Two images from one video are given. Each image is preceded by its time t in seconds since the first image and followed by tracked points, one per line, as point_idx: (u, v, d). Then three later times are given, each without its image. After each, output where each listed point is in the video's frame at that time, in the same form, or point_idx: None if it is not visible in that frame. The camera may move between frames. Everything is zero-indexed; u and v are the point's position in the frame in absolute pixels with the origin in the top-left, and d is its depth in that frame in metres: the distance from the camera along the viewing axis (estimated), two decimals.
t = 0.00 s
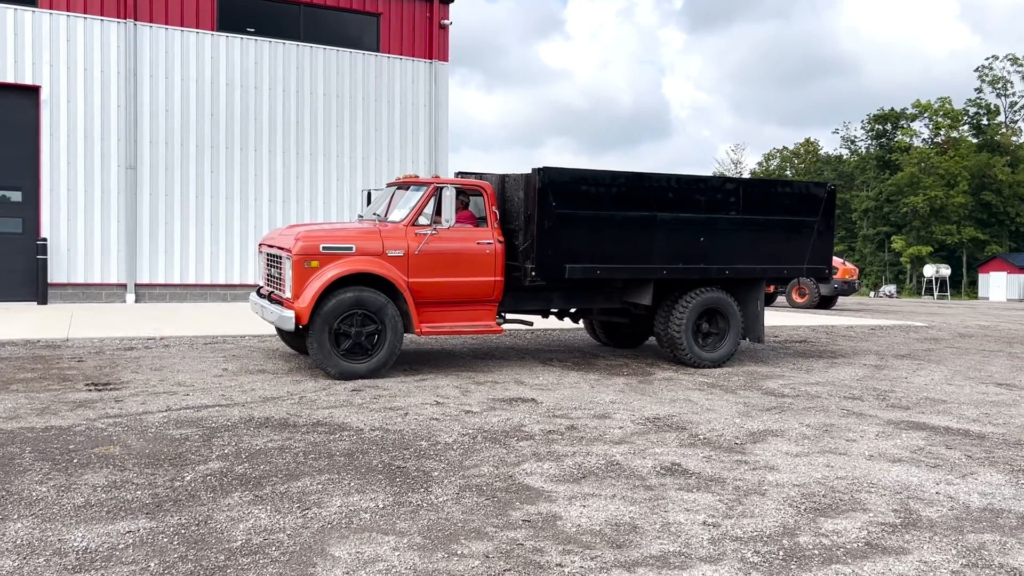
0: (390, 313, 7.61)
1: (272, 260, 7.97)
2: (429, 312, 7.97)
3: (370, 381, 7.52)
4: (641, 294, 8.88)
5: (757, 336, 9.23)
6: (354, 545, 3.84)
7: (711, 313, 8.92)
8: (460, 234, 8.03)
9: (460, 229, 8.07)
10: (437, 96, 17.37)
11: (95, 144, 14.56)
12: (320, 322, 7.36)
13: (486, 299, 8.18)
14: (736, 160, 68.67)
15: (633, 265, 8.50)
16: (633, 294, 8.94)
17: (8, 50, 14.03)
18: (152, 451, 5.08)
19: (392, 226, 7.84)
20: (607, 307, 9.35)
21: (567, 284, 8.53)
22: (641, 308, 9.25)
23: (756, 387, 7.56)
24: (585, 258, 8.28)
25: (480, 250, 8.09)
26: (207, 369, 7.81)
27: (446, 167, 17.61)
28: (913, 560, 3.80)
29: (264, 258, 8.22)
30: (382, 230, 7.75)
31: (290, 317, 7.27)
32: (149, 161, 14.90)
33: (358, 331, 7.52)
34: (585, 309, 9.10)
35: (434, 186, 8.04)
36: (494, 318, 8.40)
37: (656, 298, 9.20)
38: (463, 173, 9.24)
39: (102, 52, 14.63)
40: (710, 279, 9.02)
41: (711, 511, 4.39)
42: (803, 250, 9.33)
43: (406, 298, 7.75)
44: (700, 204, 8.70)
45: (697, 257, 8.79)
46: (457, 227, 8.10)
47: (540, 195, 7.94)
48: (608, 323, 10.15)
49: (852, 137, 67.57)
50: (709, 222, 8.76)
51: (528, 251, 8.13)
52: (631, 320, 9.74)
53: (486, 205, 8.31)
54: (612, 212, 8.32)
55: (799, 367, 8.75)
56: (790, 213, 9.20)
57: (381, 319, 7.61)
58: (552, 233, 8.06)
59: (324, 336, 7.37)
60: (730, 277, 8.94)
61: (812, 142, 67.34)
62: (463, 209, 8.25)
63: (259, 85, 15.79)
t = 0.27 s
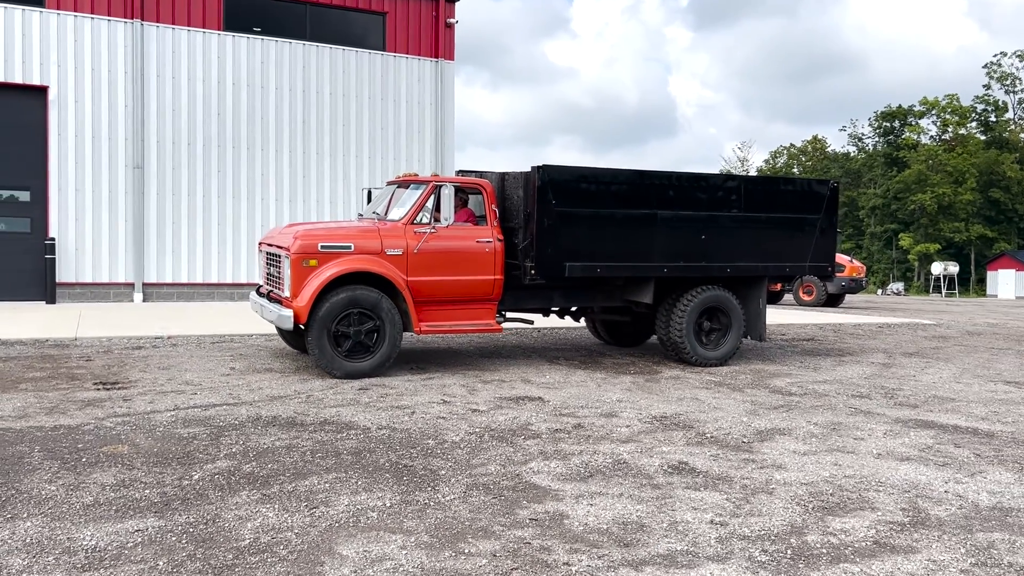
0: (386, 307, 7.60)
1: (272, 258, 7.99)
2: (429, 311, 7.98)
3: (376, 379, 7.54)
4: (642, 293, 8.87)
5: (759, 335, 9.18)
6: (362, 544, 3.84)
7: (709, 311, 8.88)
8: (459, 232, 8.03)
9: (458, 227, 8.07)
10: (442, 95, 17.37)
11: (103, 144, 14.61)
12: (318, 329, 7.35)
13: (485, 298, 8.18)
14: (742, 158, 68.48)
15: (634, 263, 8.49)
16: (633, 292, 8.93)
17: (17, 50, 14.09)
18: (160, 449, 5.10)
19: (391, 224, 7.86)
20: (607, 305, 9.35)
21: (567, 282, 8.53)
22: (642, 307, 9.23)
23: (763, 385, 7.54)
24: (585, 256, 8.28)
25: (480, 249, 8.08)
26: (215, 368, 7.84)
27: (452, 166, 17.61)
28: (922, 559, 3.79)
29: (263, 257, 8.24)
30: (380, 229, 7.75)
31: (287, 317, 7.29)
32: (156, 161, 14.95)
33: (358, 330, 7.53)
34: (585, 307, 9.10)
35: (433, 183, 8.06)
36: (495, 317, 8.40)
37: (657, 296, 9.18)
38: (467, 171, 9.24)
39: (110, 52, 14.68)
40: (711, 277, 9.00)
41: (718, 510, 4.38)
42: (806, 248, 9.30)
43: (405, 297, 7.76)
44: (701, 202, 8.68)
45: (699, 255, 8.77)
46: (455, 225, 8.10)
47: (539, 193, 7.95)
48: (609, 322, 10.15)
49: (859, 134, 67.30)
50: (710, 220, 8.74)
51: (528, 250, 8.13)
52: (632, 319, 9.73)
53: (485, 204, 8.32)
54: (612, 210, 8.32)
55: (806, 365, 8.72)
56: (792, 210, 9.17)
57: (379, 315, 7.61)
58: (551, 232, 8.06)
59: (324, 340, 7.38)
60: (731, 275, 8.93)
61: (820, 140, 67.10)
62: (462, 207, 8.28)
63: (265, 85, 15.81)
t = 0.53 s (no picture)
0: (379, 299, 7.59)
1: (272, 257, 8.01)
2: (430, 309, 7.99)
3: (386, 378, 7.56)
4: (645, 291, 8.86)
5: (764, 334, 9.14)
6: (374, 542, 3.86)
7: (712, 311, 8.85)
8: (460, 231, 8.04)
9: (459, 226, 8.07)
10: (452, 93, 17.38)
11: (115, 144, 14.69)
12: (318, 339, 7.38)
13: (487, 296, 8.18)
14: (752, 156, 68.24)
15: (636, 261, 8.47)
16: (636, 291, 8.92)
17: (30, 51, 14.18)
18: (174, 448, 5.13)
19: (392, 223, 7.87)
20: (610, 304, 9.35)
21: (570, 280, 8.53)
22: (645, 306, 9.22)
23: (775, 384, 7.52)
24: (588, 255, 8.26)
25: (481, 247, 8.09)
26: (227, 367, 7.88)
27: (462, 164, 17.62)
28: (936, 558, 3.77)
29: (265, 256, 8.26)
30: (380, 227, 7.77)
31: (286, 316, 7.31)
32: (168, 160, 15.02)
33: (358, 328, 7.54)
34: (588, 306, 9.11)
35: (434, 182, 8.04)
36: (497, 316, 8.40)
37: (661, 294, 9.16)
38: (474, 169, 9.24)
39: (122, 52, 14.76)
40: (715, 275, 8.97)
41: (730, 509, 4.37)
42: (810, 246, 9.26)
43: (406, 295, 7.77)
44: (705, 200, 8.66)
45: (702, 253, 8.75)
46: (457, 223, 8.10)
47: (541, 191, 7.94)
48: (614, 321, 10.16)
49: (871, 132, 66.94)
50: (713, 218, 8.72)
51: (530, 248, 8.13)
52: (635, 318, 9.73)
53: (487, 202, 8.32)
54: (615, 208, 8.30)
55: (818, 364, 8.68)
56: (796, 208, 9.13)
57: (375, 310, 7.61)
58: (553, 230, 8.05)
59: (328, 345, 7.42)
60: (735, 273, 8.90)
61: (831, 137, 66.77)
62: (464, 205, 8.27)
63: (276, 84, 15.87)
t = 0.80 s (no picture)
0: (371, 293, 7.58)
1: (275, 255, 8.03)
2: (432, 308, 8.01)
3: (400, 376, 7.59)
4: (650, 289, 8.84)
5: (771, 333, 9.12)
6: (391, 540, 3.87)
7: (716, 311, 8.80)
8: (462, 229, 8.04)
9: (461, 224, 8.07)
10: (466, 92, 17.39)
11: (132, 144, 14.81)
12: (324, 350, 7.42)
13: (489, 295, 8.19)
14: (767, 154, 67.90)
15: (641, 259, 8.45)
16: (642, 289, 8.91)
17: (48, 52, 14.30)
18: (192, 445, 5.17)
19: (394, 221, 7.88)
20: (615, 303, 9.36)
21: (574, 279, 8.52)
22: (651, 304, 9.22)
23: (791, 383, 7.48)
24: (591, 253, 8.25)
25: (484, 246, 8.09)
26: (243, 365, 7.93)
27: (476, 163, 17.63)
28: (955, 558, 3.74)
29: (268, 254, 8.30)
30: (381, 225, 7.78)
31: (287, 314, 7.35)
32: (184, 160, 15.12)
33: (359, 326, 7.56)
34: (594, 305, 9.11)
35: (437, 180, 8.04)
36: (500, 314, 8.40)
37: (667, 293, 9.14)
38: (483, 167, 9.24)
39: (139, 53, 14.87)
40: (721, 273, 8.94)
41: (747, 508, 4.36)
42: (818, 244, 9.21)
43: (408, 293, 7.78)
44: (710, 197, 8.62)
45: (707, 251, 8.72)
46: (459, 221, 8.10)
47: (544, 189, 7.94)
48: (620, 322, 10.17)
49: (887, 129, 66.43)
50: (719, 215, 8.68)
51: (532, 246, 8.13)
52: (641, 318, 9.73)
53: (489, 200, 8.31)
54: (618, 206, 8.28)
55: (834, 363, 8.63)
56: (804, 205, 9.08)
57: (369, 305, 7.61)
58: (556, 228, 8.05)
59: (335, 351, 7.47)
60: (740, 271, 8.87)
61: (846, 135, 66.31)
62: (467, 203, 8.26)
63: (291, 84, 15.94)
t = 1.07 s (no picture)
0: (358, 292, 7.54)
1: (277, 254, 8.07)
2: (434, 307, 8.02)
3: (417, 375, 7.61)
4: (656, 289, 8.79)
5: (780, 332, 9.06)
6: (411, 538, 3.89)
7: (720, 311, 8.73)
8: (463, 228, 8.04)
9: (463, 222, 8.07)
10: (484, 91, 17.41)
11: (153, 144, 14.95)
12: (333, 360, 7.47)
13: (492, 294, 8.19)
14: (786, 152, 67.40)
15: (645, 258, 8.41)
16: (648, 289, 8.86)
17: (71, 53, 14.45)
18: (213, 443, 5.22)
19: (395, 219, 7.89)
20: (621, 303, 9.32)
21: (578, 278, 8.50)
22: (657, 304, 9.17)
23: (811, 382, 7.43)
24: (595, 251, 8.22)
25: (486, 244, 8.09)
26: (262, 363, 7.99)
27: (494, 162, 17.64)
28: (980, 560, 3.70)
29: (270, 252, 8.34)
30: (382, 224, 7.80)
31: (286, 312, 7.39)
32: (205, 160, 15.25)
33: (358, 327, 7.56)
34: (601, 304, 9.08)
35: (438, 178, 8.05)
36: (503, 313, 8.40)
37: (673, 292, 9.10)
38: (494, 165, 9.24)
39: (160, 54, 15.01)
40: (727, 272, 8.88)
41: (767, 508, 4.33)
42: (826, 242, 9.14)
43: (409, 292, 7.79)
44: (716, 195, 8.57)
45: (713, 250, 8.67)
46: (460, 220, 8.10)
47: (547, 187, 7.92)
48: (627, 322, 10.13)
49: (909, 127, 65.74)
50: (725, 213, 8.63)
51: (535, 245, 8.11)
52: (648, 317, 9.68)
53: (491, 198, 8.31)
54: (622, 204, 8.25)
55: (854, 362, 8.55)
56: (812, 203, 9.01)
57: (361, 304, 7.57)
58: (560, 227, 8.03)
59: (344, 356, 7.52)
60: (747, 270, 8.81)
61: (867, 133, 65.70)
62: (469, 201, 8.27)
63: (311, 84, 16.03)
